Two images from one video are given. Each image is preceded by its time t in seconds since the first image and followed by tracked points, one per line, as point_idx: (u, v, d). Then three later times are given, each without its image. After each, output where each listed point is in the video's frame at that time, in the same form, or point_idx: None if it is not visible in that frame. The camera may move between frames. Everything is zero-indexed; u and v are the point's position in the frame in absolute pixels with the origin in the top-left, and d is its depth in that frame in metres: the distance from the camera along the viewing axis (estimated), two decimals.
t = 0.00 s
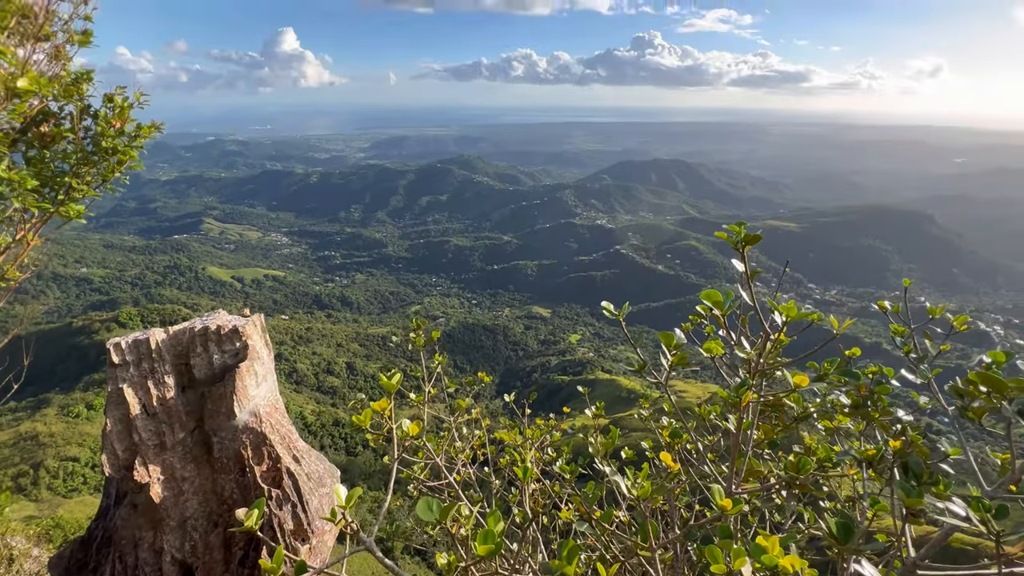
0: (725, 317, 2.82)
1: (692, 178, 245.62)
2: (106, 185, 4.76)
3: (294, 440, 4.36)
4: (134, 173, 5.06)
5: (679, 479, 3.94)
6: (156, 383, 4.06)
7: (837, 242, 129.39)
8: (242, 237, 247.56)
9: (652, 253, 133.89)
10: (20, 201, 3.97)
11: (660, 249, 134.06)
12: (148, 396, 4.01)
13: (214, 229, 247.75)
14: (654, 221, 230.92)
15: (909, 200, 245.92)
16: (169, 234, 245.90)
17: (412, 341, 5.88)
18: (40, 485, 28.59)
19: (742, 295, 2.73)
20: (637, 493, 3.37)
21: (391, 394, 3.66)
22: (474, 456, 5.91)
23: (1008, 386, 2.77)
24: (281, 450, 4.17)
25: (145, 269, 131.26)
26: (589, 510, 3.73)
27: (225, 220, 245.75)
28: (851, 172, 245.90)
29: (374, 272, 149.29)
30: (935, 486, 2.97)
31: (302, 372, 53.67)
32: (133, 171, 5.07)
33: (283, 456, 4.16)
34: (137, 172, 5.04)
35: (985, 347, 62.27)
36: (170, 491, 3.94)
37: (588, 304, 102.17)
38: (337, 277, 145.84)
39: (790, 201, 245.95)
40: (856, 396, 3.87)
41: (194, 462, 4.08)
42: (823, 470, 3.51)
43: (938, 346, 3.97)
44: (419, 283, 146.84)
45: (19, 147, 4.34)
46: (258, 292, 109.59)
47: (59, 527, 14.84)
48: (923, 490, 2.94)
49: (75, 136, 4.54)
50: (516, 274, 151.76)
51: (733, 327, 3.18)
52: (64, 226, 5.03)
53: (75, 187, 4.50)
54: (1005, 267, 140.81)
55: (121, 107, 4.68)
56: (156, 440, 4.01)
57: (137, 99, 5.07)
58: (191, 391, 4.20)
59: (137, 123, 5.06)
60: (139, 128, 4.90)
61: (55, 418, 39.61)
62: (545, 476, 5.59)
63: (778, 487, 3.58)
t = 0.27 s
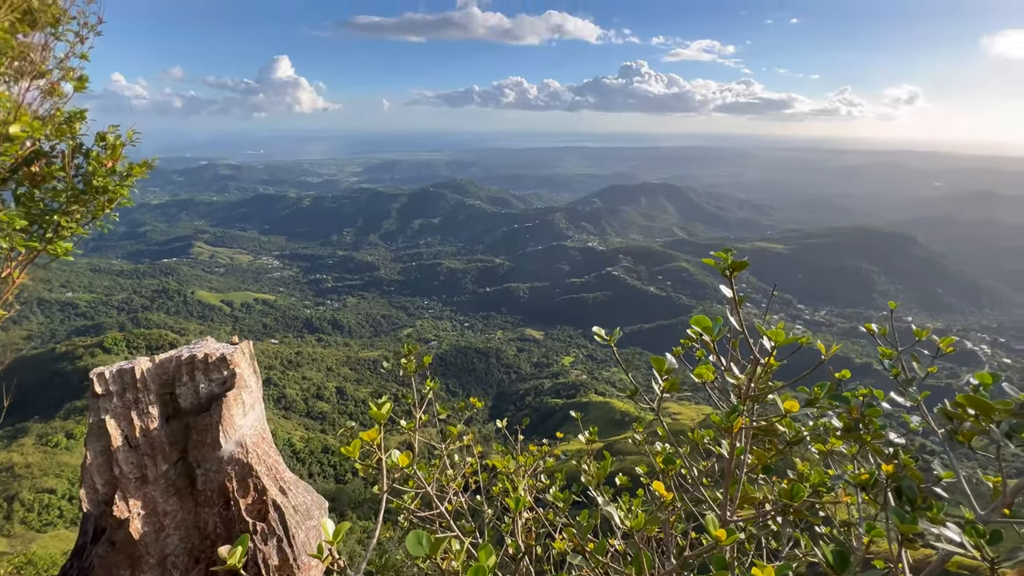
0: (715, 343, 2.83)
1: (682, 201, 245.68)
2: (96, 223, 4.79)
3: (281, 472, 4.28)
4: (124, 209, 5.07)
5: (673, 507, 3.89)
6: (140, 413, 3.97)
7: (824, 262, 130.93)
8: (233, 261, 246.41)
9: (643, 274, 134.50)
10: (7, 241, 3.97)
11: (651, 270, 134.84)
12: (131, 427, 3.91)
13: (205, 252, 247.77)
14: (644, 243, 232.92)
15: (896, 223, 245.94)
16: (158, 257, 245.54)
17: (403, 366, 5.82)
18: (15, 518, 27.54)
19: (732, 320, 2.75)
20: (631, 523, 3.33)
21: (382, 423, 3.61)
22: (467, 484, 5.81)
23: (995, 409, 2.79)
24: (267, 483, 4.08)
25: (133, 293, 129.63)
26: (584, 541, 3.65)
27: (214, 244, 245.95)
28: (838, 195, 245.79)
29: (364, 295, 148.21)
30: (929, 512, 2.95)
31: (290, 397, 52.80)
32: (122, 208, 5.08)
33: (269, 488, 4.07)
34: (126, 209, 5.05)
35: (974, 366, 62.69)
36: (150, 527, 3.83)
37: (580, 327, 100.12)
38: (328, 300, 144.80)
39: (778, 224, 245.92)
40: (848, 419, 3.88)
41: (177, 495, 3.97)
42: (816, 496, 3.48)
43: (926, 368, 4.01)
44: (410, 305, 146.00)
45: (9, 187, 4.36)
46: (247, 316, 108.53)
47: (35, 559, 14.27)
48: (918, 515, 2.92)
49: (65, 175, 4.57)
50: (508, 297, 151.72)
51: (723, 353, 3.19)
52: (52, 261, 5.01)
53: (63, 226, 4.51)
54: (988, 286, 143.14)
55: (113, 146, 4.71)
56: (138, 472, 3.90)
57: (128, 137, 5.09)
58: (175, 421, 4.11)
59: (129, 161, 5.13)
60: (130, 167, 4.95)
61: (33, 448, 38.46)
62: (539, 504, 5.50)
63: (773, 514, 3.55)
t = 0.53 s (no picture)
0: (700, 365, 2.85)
1: (668, 221, 245.67)
2: (73, 257, 4.74)
3: (261, 501, 4.16)
4: (103, 244, 5.03)
5: (662, 530, 3.84)
6: (114, 443, 3.84)
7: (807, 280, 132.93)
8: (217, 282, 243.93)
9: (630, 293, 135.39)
10: None
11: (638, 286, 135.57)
12: (104, 458, 3.79)
13: (189, 272, 245.74)
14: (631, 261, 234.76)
15: (880, 241, 245.83)
16: (140, 278, 245.67)
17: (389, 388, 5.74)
18: None
19: (716, 342, 2.76)
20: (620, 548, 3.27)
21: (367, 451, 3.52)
22: (455, 510, 5.70)
23: (977, 427, 2.81)
24: (247, 512, 3.98)
25: (113, 315, 127.20)
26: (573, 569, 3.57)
27: (200, 263, 245.97)
28: (822, 214, 245.92)
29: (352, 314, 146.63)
30: (917, 532, 2.93)
31: (274, 420, 51.82)
32: (103, 240, 5.05)
33: (249, 519, 3.97)
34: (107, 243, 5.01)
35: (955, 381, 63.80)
36: (122, 562, 3.68)
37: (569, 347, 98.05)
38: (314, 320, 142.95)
39: (763, 242, 246.06)
40: (834, 438, 3.89)
41: (152, 529, 3.84)
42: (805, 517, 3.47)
43: (907, 387, 4.07)
44: (398, 324, 144.61)
45: None
46: (231, 338, 106.92)
47: None
48: (906, 535, 2.91)
49: (44, 209, 4.52)
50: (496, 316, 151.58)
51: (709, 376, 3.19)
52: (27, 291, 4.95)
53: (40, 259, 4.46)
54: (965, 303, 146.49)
55: (96, 181, 4.68)
56: (111, 504, 3.77)
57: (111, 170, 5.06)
58: (152, 451, 4.01)
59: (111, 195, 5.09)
60: (111, 202, 4.91)
61: (2, 478, 37.06)
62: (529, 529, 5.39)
63: (764, 536, 3.51)
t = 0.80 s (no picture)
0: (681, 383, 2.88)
1: (649, 235, 245.54)
2: (35, 284, 4.62)
3: (235, 529, 4.05)
4: (66, 270, 4.91)
5: (647, 549, 3.82)
6: (79, 472, 3.68)
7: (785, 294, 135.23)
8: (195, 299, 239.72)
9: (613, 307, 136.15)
10: None
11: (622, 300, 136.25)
12: (68, 488, 3.63)
13: (165, 289, 242.09)
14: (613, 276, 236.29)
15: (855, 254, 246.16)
16: (113, 295, 245.78)
17: (371, 409, 5.63)
18: None
19: (696, 359, 2.80)
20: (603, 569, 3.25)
21: (345, 475, 3.41)
22: (437, 533, 5.58)
23: (948, 439, 2.88)
24: (219, 542, 3.85)
25: (85, 334, 123.54)
26: None
27: (176, 280, 246.12)
28: (800, 230, 245.82)
29: (333, 330, 144.28)
30: (895, 547, 2.96)
31: (253, 441, 50.58)
32: (66, 267, 4.93)
33: (221, 549, 3.84)
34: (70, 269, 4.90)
35: (929, 393, 65.32)
36: None
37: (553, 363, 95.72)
38: (295, 337, 140.48)
39: (742, 257, 246.04)
40: (813, 452, 3.93)
41: (117, 562, 3.69)
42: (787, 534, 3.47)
43: (881, 400, 4.15)
44: (381, 340, 142.69)
45: None
46: (208, 356, 104.47)
47: None
48: (884, 548, 2.94)
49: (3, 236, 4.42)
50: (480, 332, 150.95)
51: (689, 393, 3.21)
52: None
53: None
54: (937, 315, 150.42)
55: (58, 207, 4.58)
56: (75, 536, 3.61)
57: (76, 195, 4.97)
58: (120, 478, 3.87)
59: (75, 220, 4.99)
60: (74, 228, 4.80)
61: None
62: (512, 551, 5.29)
63: (746, 553, 3.50)
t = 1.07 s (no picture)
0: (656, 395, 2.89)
1: (627, 247, 245.44)
2: None
3: (202, 555, 3.90)
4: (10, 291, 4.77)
5: (623, 566, 3.79)
6: (28, 502, 3.45)
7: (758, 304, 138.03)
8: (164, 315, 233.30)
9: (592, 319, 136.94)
10: None
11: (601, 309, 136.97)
12: (16, 518, 3.38)
13: (133, 305, 235.12)
14: (591, 287, 237.81)
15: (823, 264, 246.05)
16: (75, 311, 244.09)
17: (347, 425, 5.50)
18: None
19: (670, 371, 2.82)
20: None
21: (316, 496, 3.29)
22: (414, 554, 5.44)
23: (913, 444, 2.96)
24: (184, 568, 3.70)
25: (45, 352, 118.54)
26: None
27: (145, 295, 245.95)
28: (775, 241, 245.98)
29: (309, 344, 141.35)
30: (866, 552, 3.01)
31: (224, 460, 49.18)
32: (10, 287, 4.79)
33: None
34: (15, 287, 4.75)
35: (896, 399, 67.47)
36: None
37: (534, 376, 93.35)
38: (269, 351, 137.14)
39: (717, 269, 245.88)
40: (787, 460, 3.97)
41: None
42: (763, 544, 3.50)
43: (849, 408, 4.27)
44: (358, 354, 140.35)
45: None
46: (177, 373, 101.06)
47: None
48: (857, 555, 2.98)
49: None
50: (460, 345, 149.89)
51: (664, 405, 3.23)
52: None
53: None
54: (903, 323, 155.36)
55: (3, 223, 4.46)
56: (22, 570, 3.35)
57: (26, 211, 4.85)
58: (75, 505, 3.69)
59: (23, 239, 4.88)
60: (20, 246, 4.68)
61: None
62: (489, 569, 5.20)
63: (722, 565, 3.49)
